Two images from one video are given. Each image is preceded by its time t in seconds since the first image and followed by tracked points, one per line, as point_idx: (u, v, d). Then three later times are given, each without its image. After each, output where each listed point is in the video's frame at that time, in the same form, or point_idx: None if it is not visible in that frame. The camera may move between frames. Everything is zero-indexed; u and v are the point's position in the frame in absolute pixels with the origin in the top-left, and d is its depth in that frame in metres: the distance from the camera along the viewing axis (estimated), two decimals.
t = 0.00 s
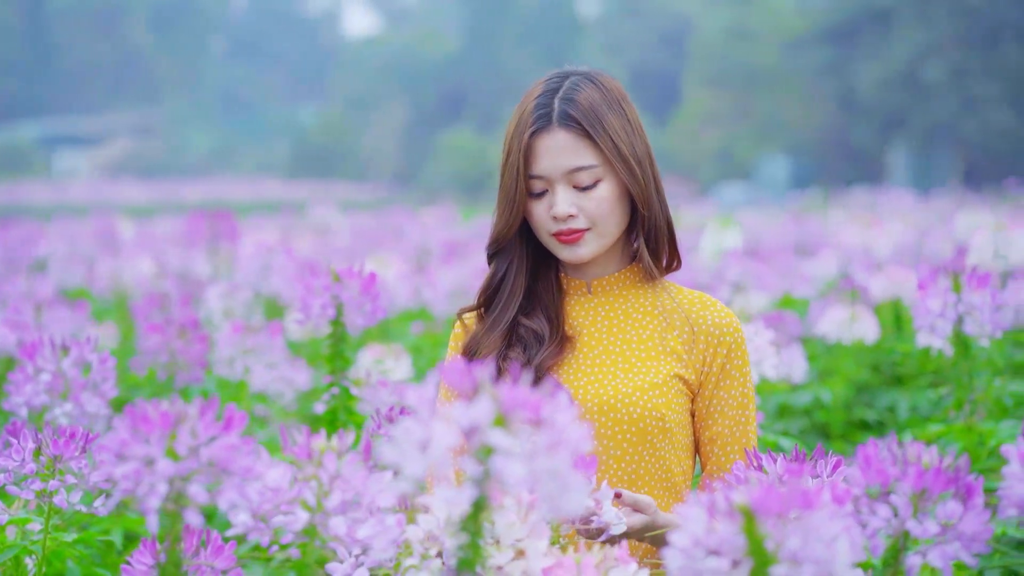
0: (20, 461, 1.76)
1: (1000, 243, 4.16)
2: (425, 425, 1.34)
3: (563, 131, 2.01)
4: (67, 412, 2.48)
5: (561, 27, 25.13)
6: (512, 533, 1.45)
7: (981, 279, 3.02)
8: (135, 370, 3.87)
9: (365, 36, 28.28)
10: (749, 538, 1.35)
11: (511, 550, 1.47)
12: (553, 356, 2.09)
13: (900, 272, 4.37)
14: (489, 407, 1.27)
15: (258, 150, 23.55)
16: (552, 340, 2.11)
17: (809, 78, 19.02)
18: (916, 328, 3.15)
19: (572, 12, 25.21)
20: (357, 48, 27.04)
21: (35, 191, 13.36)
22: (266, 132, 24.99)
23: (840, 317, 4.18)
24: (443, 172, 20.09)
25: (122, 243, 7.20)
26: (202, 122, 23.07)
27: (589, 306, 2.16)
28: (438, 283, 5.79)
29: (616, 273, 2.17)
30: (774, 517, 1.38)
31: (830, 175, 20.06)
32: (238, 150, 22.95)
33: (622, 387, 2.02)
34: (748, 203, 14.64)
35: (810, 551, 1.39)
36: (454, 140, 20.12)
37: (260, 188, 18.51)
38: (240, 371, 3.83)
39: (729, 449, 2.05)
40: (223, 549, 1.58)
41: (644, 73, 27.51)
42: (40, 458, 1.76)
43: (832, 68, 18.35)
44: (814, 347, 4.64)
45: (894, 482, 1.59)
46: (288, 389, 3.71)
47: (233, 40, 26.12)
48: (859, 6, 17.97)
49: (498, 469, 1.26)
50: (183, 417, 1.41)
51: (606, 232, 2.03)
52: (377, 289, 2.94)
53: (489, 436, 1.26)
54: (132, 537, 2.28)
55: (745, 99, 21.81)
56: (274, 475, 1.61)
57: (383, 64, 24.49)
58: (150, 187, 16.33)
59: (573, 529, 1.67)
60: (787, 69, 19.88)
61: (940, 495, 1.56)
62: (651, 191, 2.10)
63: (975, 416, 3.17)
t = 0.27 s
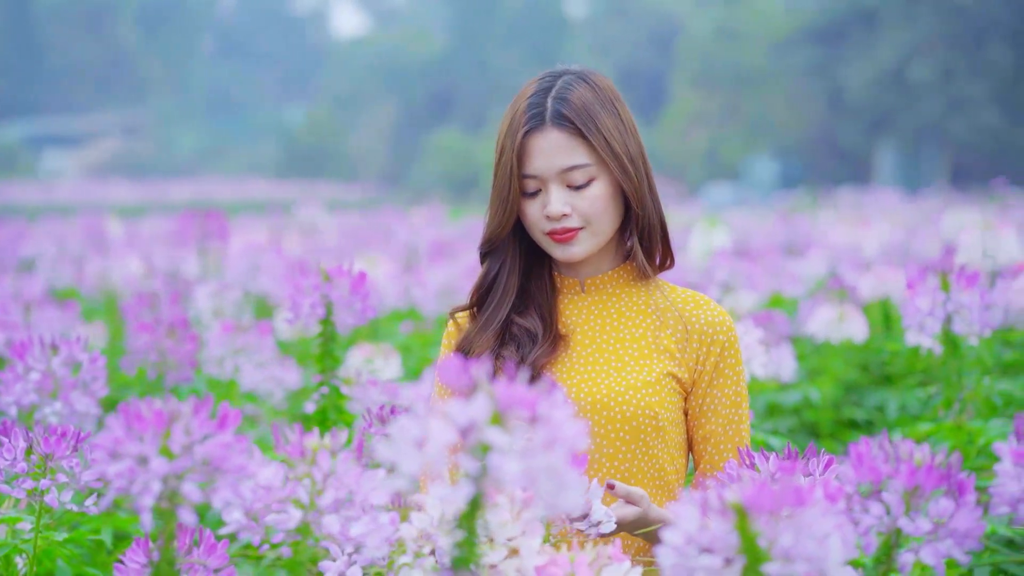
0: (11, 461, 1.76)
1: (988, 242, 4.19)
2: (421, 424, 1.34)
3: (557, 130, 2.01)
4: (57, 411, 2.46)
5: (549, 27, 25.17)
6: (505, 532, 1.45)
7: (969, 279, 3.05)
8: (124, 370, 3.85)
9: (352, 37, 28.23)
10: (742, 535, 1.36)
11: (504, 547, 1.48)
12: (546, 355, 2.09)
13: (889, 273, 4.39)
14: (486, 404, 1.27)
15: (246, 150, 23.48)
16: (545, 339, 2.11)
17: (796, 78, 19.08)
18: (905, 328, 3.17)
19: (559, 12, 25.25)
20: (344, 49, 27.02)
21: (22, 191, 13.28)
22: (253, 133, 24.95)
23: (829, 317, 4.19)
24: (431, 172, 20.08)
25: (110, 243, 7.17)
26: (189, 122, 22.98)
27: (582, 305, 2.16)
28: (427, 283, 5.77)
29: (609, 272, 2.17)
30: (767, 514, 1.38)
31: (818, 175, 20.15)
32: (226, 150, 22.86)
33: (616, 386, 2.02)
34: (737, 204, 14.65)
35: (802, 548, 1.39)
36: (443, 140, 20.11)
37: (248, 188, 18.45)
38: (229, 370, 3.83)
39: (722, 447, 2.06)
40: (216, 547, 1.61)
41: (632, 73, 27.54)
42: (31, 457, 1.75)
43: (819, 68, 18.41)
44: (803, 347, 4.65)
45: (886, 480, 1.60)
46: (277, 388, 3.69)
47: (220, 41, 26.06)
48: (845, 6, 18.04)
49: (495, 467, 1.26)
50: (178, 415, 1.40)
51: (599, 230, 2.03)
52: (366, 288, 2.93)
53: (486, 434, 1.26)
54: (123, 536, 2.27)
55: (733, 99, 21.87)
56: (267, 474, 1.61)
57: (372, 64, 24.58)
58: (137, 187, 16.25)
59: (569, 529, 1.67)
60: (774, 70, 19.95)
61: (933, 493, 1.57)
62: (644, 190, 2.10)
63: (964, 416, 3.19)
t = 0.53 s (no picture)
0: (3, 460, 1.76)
1: (977, 243, 4.21)
2: (416, 421, 1.35)
3: (549, 129, 2.01)
4: (47, 410, 2.45)
5: (537, 27, 25.21)
6: (498, 530, 1.46)
7: (957, 279, 3.08)
8: (114, 369, 3.83)
9: (339, 36, 28.17)
10: (735, 532, 1.37)
11: (497, 545, 1.48)
12: (539, 354, 2.09)
13: (878, 272, 4.41)
14: (484, 402, 1.27)
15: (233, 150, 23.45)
16: (538, 338, 2.11)
17: (784, 78, 19.18)
18: (894, 327, 3.18)
19: (547, 12, 25.29)
20: (332, 48, 27.02)
21: (9, 190, 13.22)
22: (241, 133, 24.93)
23: (819, 316, 4.21)
24: (419, 172, 20.08)
25: (98, 242, 7.14)
26: (177, 122, 22.93)
27: (576, 303, 2.16)
28: (417, 282, 5.75)
29: (603, 270, 2.17)
30: (759, 511, 1.38)
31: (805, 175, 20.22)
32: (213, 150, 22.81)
33: (609, 385, 2.03)
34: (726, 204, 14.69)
35: (795, 545, 1.38)
36: (431, 140, 20.11)
37: (236, 188, 18.42)
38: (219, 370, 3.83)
39: (714, 446, 2.07)
40: (208, 546, 1.61)
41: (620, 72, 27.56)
42: (23, 456, 1.75)
43: (807, 68, 18.50)
44: (793, 346, 4.66)
45: (878, 478, 1.61)
46: (267, 388, 3.69)
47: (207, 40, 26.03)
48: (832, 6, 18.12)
49: (494, 464, 1.26)
50: (173, 413, 1.42)
51: (593, 228, 2.04)
52: (357, 288, 2.93)
53: (483, 431, 1.26)
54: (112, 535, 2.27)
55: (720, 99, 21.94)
56: (259, 472, 1.60)
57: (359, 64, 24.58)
58: (125, 187, 16.20)
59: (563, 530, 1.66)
60: (762, 70, 20.01)
61: (925, 491, 1.58)
62: (637, 189, 2.10)
63: (952, 414, 3.21)
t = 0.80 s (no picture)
0: None
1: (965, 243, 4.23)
2: (409, 419, 1.35)
3: (540, 127, 2.02)
4: (36, 410, 2.43)
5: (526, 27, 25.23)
6: (490, 530, 1.47)
7: (947, 278, 3.09)
8: (103, 369, 3.81)
9: (327, 36, 28.15)
10: (726, 529, 1.37)
11: (489, 544, 1.49)
12: (531, 353, 2.09)
13: (867, 272, 4.42)
14: (478, 401, 1.27)
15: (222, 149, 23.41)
16: (529, 337, 2.12)
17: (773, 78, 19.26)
18: (883, 326, 3.19)
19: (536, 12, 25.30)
20: (321, 48, 27.00)
21: None
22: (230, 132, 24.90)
23: (808, 316, 4.22)
24: (408, 171, 20.06)
25: (87, 241, 7.11)
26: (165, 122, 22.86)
27: (568, 302, 2.16)
28: (405, 282, 5.73)
29: (595, 269, 2.17)
30: (751, 510, 1.38)
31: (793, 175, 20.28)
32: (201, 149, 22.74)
33: (601, 384, 2.03)
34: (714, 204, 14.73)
35: (786, 543, 1.39)
36: (420, 139, 20.10)
37: (224, 187, 18.37)
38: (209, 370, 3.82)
39: (705, 445, 2.07)
40: (200, 545, 1.61)
41: (608, 72, 27.61)
42: (13, 456, 1.75)
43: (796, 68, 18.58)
44: (782, 345, 4.67)
45: (869, 476, 1.62)
46: (256, 388, 3.69)
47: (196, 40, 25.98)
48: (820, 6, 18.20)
49: (488, 462, 1.25)
50: (164, 412, 1.43)
51: (584, 227, 2.04)
52: (347, 287, 2.93)
53: (476, 429, 1.26)
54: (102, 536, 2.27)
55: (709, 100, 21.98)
56: (253, 470, 1.62)
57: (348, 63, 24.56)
58: (112, 187, 16.14)
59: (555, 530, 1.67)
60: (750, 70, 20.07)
61: (917, 489, 1.60)
62: (628, 187, 2.11)
63: (940, 413, 3.23)
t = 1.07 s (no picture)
0: None
1: (954, 243, 4.24)
2: (398, 416, 1.34)
3: (527, 124, 2.02)
4: (24, 409, 2.42)
5: (514, 26, 25.25)
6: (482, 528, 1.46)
7: (936, 276, 3.11)
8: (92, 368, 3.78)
9: (315, 36, 28.13)
10: (717, 528, 1.38)
11: (479, 542, 1.50)
12: (521, 352, 2.10)
13: (854, 271, 4.43)
14: (466, 398, 1.27)
15: (210, 150, 23.34)
16: (519, 336, 2.12)
17: (762, 76, 19.40)
18: (872, 326, 3.21)
19: (524, 11, 25.32)
20: (309, 48, 26.95)
21: None
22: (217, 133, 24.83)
23: (797, 315, 4.24)
24: (396, 171, 20.02)
25: (74, 241, 7.07)
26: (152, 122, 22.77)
27: (559, 301, 2.16)
28: (394, 282, 5.73)
29: (585, 268, 2.17)
30: (742, 507, 1.39)
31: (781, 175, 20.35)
32: (189, 149, 22.68)
33: (589, 383, 2.03)
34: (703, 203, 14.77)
35: (775, 542, 1.40)
36: (408, 139, 20.08)
37: (212, 188, 18.30)
38: (198, 369, 3.79)
39: (694, 444, 2.07)
40: (190, 544, 1.61)
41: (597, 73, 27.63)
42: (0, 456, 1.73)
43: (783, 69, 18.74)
44: (771, 344, 4.68)
45: (859, 472, 1.63)
46: (246, 388, 3.69)
47: (183, 41, 25.89)
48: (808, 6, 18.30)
49: (476, 459, 1.25)
50: (153, 411, 1.51)
51: (573, 224, 2.04)
52: (337, 285, 2.92)
53: (466, 427, 1.26)
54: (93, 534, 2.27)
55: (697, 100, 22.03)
56: (244, 468, 1.67)
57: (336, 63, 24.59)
58: (99, 187, 16.06)
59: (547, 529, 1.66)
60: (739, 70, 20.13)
61: (906, 486, 1.60)
62: (617, 185, 2.11)
63: (930, 412, 3.24)
